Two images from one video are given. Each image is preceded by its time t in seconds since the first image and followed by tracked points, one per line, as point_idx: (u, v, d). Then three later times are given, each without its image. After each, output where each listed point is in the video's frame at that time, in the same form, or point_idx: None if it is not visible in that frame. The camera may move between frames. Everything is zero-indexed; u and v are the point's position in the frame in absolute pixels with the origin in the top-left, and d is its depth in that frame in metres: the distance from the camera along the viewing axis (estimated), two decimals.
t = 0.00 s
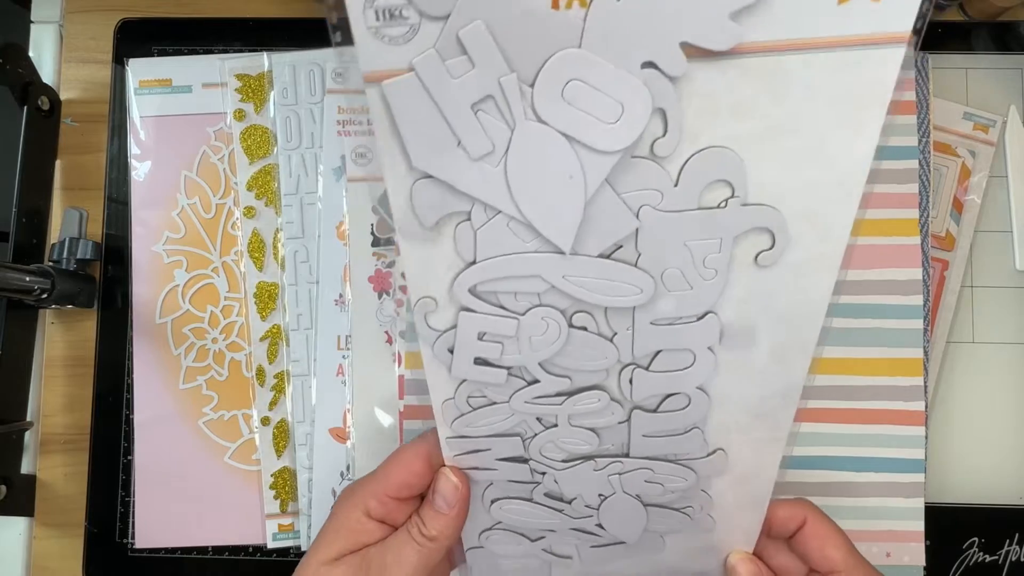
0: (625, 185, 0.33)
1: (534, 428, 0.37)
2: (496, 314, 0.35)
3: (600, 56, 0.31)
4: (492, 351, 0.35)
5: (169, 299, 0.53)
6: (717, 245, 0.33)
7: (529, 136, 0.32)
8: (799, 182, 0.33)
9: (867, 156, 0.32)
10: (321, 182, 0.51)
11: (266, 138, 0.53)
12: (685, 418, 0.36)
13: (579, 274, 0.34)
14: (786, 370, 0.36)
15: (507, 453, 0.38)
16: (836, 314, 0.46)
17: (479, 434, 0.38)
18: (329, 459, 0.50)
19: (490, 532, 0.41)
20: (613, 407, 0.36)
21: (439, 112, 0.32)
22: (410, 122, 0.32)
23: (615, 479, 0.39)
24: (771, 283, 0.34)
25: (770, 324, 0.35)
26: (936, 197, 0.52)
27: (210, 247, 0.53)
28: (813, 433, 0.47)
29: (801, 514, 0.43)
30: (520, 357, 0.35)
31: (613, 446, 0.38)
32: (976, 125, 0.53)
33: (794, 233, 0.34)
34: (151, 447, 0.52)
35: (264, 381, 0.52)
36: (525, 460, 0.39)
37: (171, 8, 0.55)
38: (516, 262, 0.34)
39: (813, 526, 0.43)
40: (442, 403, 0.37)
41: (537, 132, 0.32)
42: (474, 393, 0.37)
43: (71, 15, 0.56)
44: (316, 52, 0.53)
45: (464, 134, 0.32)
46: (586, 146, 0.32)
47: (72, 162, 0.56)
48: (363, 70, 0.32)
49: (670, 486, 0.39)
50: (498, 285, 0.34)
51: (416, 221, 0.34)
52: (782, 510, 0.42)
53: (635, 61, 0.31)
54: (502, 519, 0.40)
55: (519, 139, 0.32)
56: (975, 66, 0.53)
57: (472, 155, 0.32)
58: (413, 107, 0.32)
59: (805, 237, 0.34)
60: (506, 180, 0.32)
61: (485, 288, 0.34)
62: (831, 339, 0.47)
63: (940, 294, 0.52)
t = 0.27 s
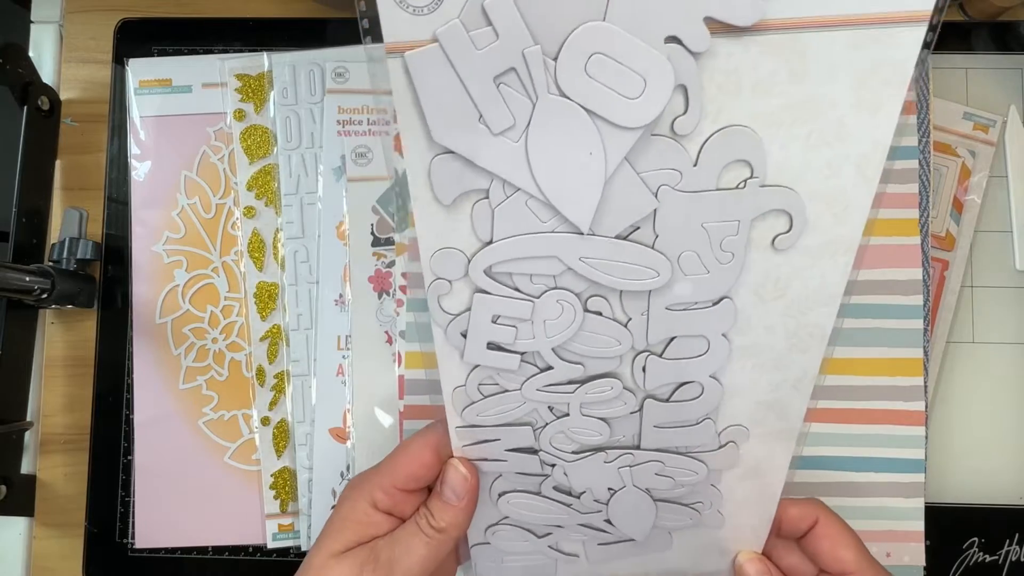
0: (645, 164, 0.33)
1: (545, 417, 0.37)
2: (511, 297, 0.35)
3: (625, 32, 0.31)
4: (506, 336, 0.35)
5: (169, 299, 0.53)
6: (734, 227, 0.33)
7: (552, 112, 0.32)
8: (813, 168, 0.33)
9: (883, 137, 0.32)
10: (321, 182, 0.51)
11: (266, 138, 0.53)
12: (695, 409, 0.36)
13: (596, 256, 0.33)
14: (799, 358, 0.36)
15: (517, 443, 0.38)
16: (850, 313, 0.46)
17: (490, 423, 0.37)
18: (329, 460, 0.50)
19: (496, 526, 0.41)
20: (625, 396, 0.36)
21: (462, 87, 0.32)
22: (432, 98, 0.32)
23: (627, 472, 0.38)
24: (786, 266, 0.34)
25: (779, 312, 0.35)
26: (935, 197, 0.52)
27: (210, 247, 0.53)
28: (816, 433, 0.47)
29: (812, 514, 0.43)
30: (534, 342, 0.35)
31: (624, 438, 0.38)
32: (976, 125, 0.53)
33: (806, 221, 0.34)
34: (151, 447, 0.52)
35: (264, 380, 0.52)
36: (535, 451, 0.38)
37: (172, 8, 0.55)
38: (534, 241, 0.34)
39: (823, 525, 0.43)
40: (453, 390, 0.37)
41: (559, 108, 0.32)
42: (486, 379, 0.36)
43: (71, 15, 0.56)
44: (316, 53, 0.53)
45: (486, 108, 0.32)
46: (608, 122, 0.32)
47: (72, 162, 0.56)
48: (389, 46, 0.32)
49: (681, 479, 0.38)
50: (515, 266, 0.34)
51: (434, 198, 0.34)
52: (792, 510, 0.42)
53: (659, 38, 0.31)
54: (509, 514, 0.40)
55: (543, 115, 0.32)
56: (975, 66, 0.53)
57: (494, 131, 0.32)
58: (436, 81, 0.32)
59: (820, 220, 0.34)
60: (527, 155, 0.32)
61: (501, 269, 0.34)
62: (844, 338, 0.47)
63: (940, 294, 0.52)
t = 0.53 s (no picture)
0: (643, 166, 0.33)
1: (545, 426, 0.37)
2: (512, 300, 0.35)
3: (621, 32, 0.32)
4: (506, 340, 0.35)
5: (169, 299, 0.53)
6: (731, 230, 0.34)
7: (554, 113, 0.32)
8: (810, 167, 0.33)
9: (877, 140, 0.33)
10: (321, 182, 0.51)
11: (266, 138, 0.53)
12: (697, 419, 0.36)
13: (596, 260, 0.34)
14: (801, 363, 0.36)
15: (517, 453, 0.38)
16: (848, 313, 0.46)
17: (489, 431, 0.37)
18: (329, 460, 0.50)
19: (495, 544, 0.40)
20: (625, 403, 0.36)
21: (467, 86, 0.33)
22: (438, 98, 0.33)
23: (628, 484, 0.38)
24: (783, 270, 0.34)
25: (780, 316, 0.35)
26: (935, 197, 0.52)
27: (210, 247, 0.53)
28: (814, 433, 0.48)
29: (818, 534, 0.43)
30: (534, 348, 0.35)
31: (625, 448, 0.37)
32: (976, 125, 0.53)
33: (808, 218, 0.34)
34: (151, 447, 0.52)
35: (264, 381, 0.52)
36: (535, 461, 0.38)
37: (171, 8, 0.55)
38: (535, 245, 0.34)
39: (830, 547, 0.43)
40: (453, 398, 0.37)
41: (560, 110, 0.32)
42: (486, 387, 0.36)
43: (71, 15, 0.56)
44: (316, 52, 0.53)
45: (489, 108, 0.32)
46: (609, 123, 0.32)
47: (72, 162, 0.56)
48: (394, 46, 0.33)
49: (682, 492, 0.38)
50: (515, 270, 0.34)
51: (436, 199, 0.34)
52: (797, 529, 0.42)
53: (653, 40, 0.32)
54: (510, 530, 0.39)
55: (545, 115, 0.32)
56: (975, 66, 0.53)
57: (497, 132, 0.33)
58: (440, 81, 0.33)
59: (817, 223, 0.34)
60: (528, 157, 0.33)
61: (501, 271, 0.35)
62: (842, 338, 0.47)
63: (940, 294, 0.51)
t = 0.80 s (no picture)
0: (594, 127, 0.38)
1: (531, 394, 0.39)
2: (490, 256, 0.38)
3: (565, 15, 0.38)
4: (487, 297, 0.38)
5: (169, 299, 0.53)
6: (678, 184, 0.38)
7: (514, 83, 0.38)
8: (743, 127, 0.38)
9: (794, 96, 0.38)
10: (322, 183, 0.51)
11: (266, 138, 0.53)
12: (674, 381, 0.38)
13: (561, 215, 0.38)
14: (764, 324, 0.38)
15: (505, 425, 0.39)
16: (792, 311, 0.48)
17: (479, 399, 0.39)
18: (329, 460, 0.50)
19: (491, 539, 0.40)
20: (603, 365, 0.38)
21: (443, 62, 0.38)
22: (419, 73, 0.38)
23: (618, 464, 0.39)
24: (730, 223, 0.38)
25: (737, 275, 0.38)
26: (936, 197, 0.52)
27: (210, 247, 0.53)
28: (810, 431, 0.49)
29: None
30: (514, 306, 0.38)
31: (610, 420, 0.39)
32: (976, 125, 0.53)
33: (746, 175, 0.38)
34: (151, 447, 0.52)
35: (264, 380, 0.52)
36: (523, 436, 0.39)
37: (172, 8, 0.55)
38: (506, 203, 0.38)
39: None
40: (443, 362, 0.39)
41: (518, 80, 0.38)
42: (472, 349, 0.39)
43: (71, 15, 0.56)
44: (316, 53, 0.53)
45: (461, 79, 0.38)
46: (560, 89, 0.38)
47: (72, 162, 0.56)
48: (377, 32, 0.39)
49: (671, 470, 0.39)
50: (491, 228, 0.38)
51: (420, 164, 0.39)
52: None
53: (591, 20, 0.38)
54: (506, 521, 0.40)
55: (508, 85, 0.38)
56: (975, 66, 0.53)
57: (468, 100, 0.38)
58: (422, 60, 0.38)
59: (752, 177, 0.38)
60: (495, 120, 0.38)
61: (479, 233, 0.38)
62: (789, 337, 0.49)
63: (940, 294, 0.52)
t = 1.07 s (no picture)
0: (585, 153, 0.40)
1: (556, 403, 0.40)
2: (504, 279, 0.40)
3: (542, 54, 0.40)
4: (505, 320, 0.40)
5: (169, 299, 0.53)
6: (670, 194, 0.39)
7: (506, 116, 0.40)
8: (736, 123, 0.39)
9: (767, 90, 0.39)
10: (321, 182, 0.51)
11: (266, 138, 0.53)
12: (690, 380, 0.39)
13: (565, 234, 0.39)
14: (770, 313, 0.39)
15: (536, 437, 0.40)
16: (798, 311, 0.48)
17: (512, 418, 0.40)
18: (329, 460, 0.50)
19: (540, 547, 0.40)
20: (622, 371, 0.40)
21: (438, 107, 0.40)
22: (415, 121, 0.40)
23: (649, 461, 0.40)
24: (724, 223, 0.39)
25: (742, 269, 0.39)
26: (935, 197, 0.52)
27: (210, 247, 0.53)
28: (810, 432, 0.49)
29: None
30: (531, 325, 0.40)
31: (635, 422, 0.40)
32: (976, 125, 0.53)
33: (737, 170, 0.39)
34: (151, 448, 0.52)
35: (264, 380, 0.52)
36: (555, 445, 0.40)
37: (172, 8, 0.55)
38: (511, 232, 0.40)
39: None
40: (470, 387, 0.40)
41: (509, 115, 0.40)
42: (498, 370, 0.40)
43: (71, 15, 0.56)
44: (316, 53, 0.53)
45: (456, 121, 0.40)
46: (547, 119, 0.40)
47: (72, 163, 0.55)
48: (370, 87, 0.41)
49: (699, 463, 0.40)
50: (500, 255, 0.40)
51: (427, 205, 0.40)
52: None
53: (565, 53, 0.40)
54: (551, 528, 0.40)
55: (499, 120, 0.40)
56: (975, 66, 0.53)
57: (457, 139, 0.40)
58: (417, 110, 0.40)
59: (739, 178, 0.39)
60: (491, 155, 0.40)
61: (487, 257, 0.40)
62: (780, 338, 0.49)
63: (940, 294, 0.52)
